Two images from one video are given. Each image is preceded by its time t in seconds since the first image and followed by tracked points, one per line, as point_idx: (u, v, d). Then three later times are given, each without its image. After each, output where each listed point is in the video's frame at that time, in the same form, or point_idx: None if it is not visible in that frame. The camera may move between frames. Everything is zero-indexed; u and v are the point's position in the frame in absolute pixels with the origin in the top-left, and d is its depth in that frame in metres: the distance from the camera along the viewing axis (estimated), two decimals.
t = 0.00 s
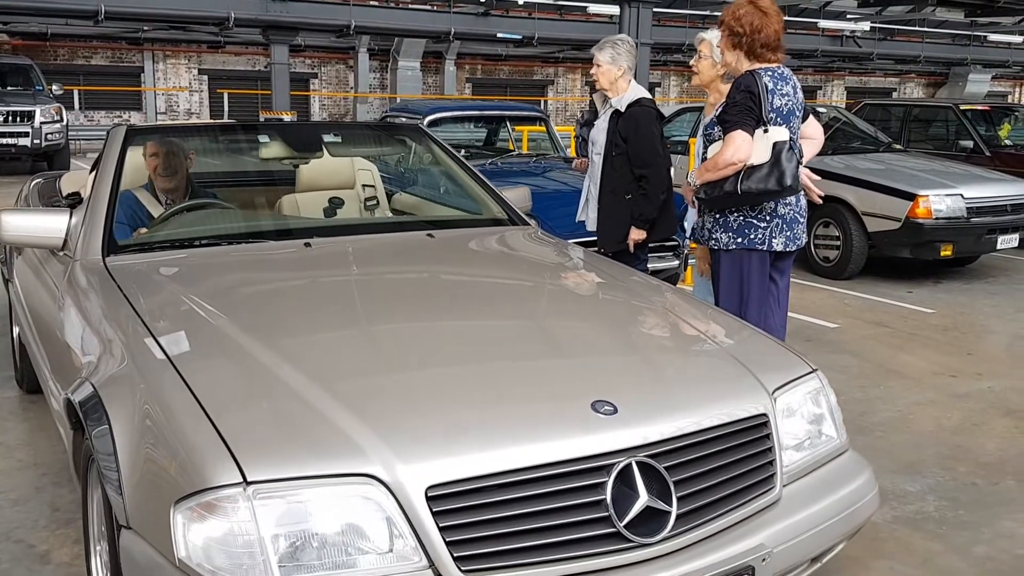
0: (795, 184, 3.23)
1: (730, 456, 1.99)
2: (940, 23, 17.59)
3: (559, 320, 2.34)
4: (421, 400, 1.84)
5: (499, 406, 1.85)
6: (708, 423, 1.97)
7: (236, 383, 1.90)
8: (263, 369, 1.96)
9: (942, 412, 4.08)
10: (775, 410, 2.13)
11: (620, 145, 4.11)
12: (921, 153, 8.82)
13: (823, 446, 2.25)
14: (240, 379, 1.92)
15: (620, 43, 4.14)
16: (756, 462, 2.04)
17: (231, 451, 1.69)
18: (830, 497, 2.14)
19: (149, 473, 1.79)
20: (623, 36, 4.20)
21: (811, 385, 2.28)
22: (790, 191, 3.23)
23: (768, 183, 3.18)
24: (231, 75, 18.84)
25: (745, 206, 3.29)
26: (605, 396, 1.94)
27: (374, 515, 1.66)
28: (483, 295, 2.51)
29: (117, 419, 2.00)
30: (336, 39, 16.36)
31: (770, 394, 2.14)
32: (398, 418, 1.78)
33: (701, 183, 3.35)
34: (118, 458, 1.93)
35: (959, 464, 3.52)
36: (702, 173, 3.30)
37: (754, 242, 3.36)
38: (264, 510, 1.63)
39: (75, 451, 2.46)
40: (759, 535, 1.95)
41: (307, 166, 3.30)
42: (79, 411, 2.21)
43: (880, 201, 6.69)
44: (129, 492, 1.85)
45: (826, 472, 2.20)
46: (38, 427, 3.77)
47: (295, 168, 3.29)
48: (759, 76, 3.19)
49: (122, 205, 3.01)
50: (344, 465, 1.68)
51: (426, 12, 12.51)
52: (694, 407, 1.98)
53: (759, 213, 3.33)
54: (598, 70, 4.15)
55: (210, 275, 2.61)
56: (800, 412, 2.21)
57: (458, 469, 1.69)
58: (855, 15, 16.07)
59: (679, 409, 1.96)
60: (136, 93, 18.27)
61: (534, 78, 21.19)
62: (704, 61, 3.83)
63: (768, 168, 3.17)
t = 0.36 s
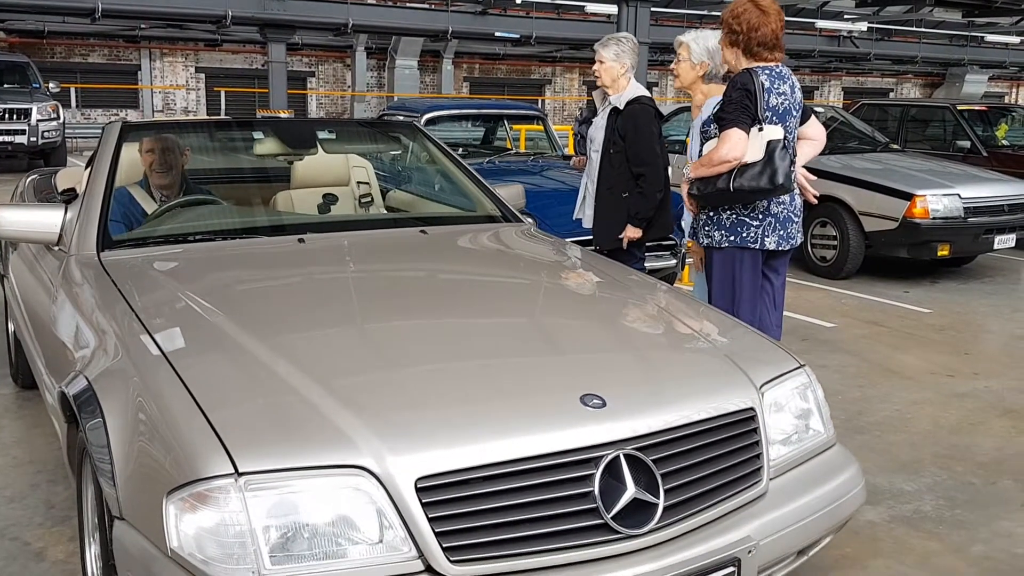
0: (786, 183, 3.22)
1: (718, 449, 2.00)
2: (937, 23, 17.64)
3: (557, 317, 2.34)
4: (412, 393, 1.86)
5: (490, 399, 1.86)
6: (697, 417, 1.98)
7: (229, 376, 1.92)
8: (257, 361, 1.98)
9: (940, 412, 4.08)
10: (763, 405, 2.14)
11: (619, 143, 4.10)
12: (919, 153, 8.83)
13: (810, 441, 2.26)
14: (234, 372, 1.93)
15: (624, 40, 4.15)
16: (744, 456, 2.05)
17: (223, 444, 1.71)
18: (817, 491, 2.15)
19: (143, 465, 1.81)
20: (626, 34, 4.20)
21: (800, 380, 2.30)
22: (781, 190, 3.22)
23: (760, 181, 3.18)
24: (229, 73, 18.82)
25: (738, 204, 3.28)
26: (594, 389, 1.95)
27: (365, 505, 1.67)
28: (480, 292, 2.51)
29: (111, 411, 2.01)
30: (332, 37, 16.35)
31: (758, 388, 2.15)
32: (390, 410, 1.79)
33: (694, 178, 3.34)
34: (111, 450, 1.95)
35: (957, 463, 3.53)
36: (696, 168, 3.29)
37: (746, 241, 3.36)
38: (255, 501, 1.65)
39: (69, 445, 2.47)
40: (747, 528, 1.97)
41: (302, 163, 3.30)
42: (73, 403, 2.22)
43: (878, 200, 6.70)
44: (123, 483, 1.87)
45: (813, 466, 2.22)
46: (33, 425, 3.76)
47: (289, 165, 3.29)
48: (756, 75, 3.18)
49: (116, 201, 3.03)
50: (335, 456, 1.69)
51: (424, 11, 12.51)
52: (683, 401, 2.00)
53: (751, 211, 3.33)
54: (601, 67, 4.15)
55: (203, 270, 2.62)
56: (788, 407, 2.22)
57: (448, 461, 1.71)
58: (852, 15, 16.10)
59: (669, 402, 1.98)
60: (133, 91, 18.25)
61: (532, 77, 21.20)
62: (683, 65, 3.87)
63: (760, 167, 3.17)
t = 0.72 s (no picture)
0: (788, 184, 3.21)
1: (701, 443, 2.03)
2: (935, 24, 17.64)
3: (553, 317, 2.34)
4: (401, 386, 1.88)
5: (477, 393, 1.88)
6: (681, 411, 2.01)
7: (221, 369, 1.94)
8: (248, 355, 2.00)
9: (938, 413, 4.08)
10: (746, 400, 2.17)
11: (619, 142, 4.10)
12: (917, 154, 8.83)
13: (793, 436, 2.29)
14: (226, 366, 1.95)
15: (623, 40, 4.14)
16: (727, 449, 2.08)
17: (213, 435, 1.73)
18: (799, 484, 2.18)
19: (135, 456, 1.82)
20: (625, 34, 4.19)
21: (783, 376, 2.33)
22: (782, 191, 3.21)
23: (761, 182, 3.17)
24: (227, 72, 18.80)
25: (737, 205, 3.27)
26: (579, 383, 1.97)
27: (352, 496, 1.70)
28: (477, 291, 2.51)
29: (104, 404, 2.02)
30: (331, 36, 16.34)
31: (740, 383, 2.18)
32: (379, 403, 1.82)
33: (694, 178, 3.33)
34: (104, 442, 1.96)
35: (954, 464, 3.52)
36: (696, 168, 3.29)
37: (745, 241, 3.35)
38: (244, 492, 1.67)
39: (64, 439, 2.47)
40: (730, 520, 1.99)
41: (296, 161, 3.30)
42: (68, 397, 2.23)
43: (876, 201, 6.70)
44: (115, 475, 1.88)
45: (796, 460, 2.25)
46: (29, 423, 3.75)
47: (284, 163, 3.30)
48: (758, 75, 3.19)
49: (111, 198, 3.03)
50: (323, 447, 1.72)
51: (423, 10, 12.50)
52: (667, 395, 2.02)
53: (751, 212, 3.32)
54: (599, 67, 4.15)
55: (197, 266, 2.63)
56: (771, 402, 2.25)
57: (434, 452, 1.73)
58: (850, 16, 16.10)
59: (653, 396, 2.00)
60: (130, 89, 18.22)
61: (530, 76, 21.18)
62: (671, 69, 3.85)
63: (762, 168, 3.16)
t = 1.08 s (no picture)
0: (798, 187, 3.25)
1: (686, 438, 2.06)
2: (934, 27, 17.67)
3: (552, 319, 2.35)
4: (393, 383, 1.91)
5: (467, 389, 1.92)
6: (667, 407, 2.04)
7: (216, 364, 1.96)
8: (243, 351, 2.02)
9: (937, 417, 4.08)
10: (730, 397, 2.20)
11: (619, 144, 4.10)
12: (916, 157, 8.84)
13: (777, 433, 2.33)
14: (222, 362, 1.98)
15: (621, 43, 4.14)
16: (711, 444, 2.11)
17: (208, 428, 1.76)
18: (783, 480, 2.21)
19: (131, 449, 1.84)
20: (626, 36, 4.19)
21: (766, 374, 2.36)
22: (792, 195, 3.25)
23: (771, 185, 3.19)
24: (226, 71, 18.78)
25: (744, 208, 3.28)
26: (566, 379, 2.01)
27: (343, 488, 1.73)
28: (475, 291, 2.51)
29: (100, 399, 2.05)
30: (331, 36, 16.32)
31: (725, 380, 2.22)
32: (372, 399, 1.85)
33: (701, 181, 3.33)
34: (99, 435, 1.98)
35: (954, 469, 3.52)
36: (703, 171, 3.29)
37: (751, 245, 3.35)
38: (237, 484, 1.71)
39: (60, 433, 2.49)
40: (713, 514, 2.03)
41: (292, 160, 3.31)
42: (65, 393, 2.24)
43: (876, 204, 6.70)
44: (111, 467, 1.90)
45: (779, 456, 2.29)
46: (27, 423, 3.74)
47: (279, 162, 3.29)
48: (764, 78, 3.17)
49: (107, 197, 3.02)
50: (315, 440, 1.75)
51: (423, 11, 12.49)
52: (652, 392, 2.06)
53: (757, 215, 3.32)
54: (597, 70, 4.16)
55: (194, 263, 2.64)
56: (755, 399, 2.29)
57: (423, 446, 1.77)
58: (849, 19, 16.12)
59: (640, 393, 2.04)
60: (129, 88, 18.19)
61: (529, 77, 21.17)
62: (681, 69, 3.85)
63: (772, 171, 3.18)
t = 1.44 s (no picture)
0: (798, 187, 3.25)
1: (669, 431, 2.09)
2: (932, 27, 17.67)
3: (549, 318, 2.35)
4: (383, 378, 1.93)
5: (454, 383, 1.95)
6: (651, 401, 2.08)
7: (208, 358, 1.98)
8: (234, 345, 2.04)
9: (936, 418, 4.08)
10: (713, 391, 2.23)
11: (617, 144, 4.09)
12: (915, 157, 8.84)
13: (760, 427, 2.36)
14: (214, 356, 2.00)
15: (623, 42, 4.11)
16: (694, 438, 2.15)
17: (200, 421, 1.79)
18: (766, 472, 2.25)
19: (124, 442, 1.87)
20: (626, 34, 4.16)
21: (749, 369, 2.39)
22: (791, 195, 3.25)
23: (771, 185, 3.19)
24: (223, 70, 18.75)
25: (743, 208, 3.28)
26: (551, 373, 2.04)
27: (331, 480, 1.77)
28: (472, 291, 2.51)
29: (94, 393, 2.07)
30: (329, 35, 16.29)
31: (708, 375, 2.24)
32: (361, 393, 1.88)
33: (700, 183, 3.32)
34: (94, 428, 2.01)
35: (953, 470, 3.52)
36: (702, 172, 3.27)
37: (751, 246, 3.34)
38: (228, 475, 1.74)
39: (55, 428, 2.50)
40: (694, 505, 2.06)
41: (285, 159, 3.30)
42: (60, 389, 2.26)
43: (874, 204, 6.70)
44: (105, 460, 1.93)
45: (763, 450, 2.32)
46: (24, 424, 3.73)
47: (273, 161, 3.28)
48: (762, 78, 3.17)
49: (102, 195, 3.02)
50: (304, 433, 1.78)
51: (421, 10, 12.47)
52: (637, 386, 2.09)
53: (756, 216, 3.32)
54: (599, 68, 4.13)
55: (188, 260, 2.65)
56: (738, 394, 2.32)
57: (409, 438, 1.80)
58: (847, 18, 16.12)
59: (625, 387, 2.07)
60: (126, 87, 18.16)
61: (527, 77, 21.16)
62: (689, 66, 3.85)
63: (771, 171, 3.18)
